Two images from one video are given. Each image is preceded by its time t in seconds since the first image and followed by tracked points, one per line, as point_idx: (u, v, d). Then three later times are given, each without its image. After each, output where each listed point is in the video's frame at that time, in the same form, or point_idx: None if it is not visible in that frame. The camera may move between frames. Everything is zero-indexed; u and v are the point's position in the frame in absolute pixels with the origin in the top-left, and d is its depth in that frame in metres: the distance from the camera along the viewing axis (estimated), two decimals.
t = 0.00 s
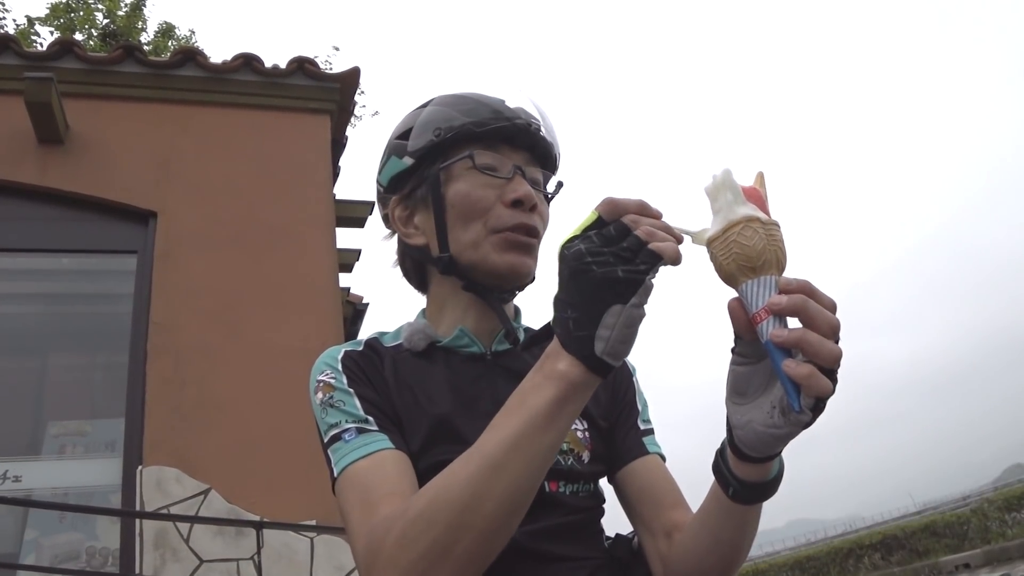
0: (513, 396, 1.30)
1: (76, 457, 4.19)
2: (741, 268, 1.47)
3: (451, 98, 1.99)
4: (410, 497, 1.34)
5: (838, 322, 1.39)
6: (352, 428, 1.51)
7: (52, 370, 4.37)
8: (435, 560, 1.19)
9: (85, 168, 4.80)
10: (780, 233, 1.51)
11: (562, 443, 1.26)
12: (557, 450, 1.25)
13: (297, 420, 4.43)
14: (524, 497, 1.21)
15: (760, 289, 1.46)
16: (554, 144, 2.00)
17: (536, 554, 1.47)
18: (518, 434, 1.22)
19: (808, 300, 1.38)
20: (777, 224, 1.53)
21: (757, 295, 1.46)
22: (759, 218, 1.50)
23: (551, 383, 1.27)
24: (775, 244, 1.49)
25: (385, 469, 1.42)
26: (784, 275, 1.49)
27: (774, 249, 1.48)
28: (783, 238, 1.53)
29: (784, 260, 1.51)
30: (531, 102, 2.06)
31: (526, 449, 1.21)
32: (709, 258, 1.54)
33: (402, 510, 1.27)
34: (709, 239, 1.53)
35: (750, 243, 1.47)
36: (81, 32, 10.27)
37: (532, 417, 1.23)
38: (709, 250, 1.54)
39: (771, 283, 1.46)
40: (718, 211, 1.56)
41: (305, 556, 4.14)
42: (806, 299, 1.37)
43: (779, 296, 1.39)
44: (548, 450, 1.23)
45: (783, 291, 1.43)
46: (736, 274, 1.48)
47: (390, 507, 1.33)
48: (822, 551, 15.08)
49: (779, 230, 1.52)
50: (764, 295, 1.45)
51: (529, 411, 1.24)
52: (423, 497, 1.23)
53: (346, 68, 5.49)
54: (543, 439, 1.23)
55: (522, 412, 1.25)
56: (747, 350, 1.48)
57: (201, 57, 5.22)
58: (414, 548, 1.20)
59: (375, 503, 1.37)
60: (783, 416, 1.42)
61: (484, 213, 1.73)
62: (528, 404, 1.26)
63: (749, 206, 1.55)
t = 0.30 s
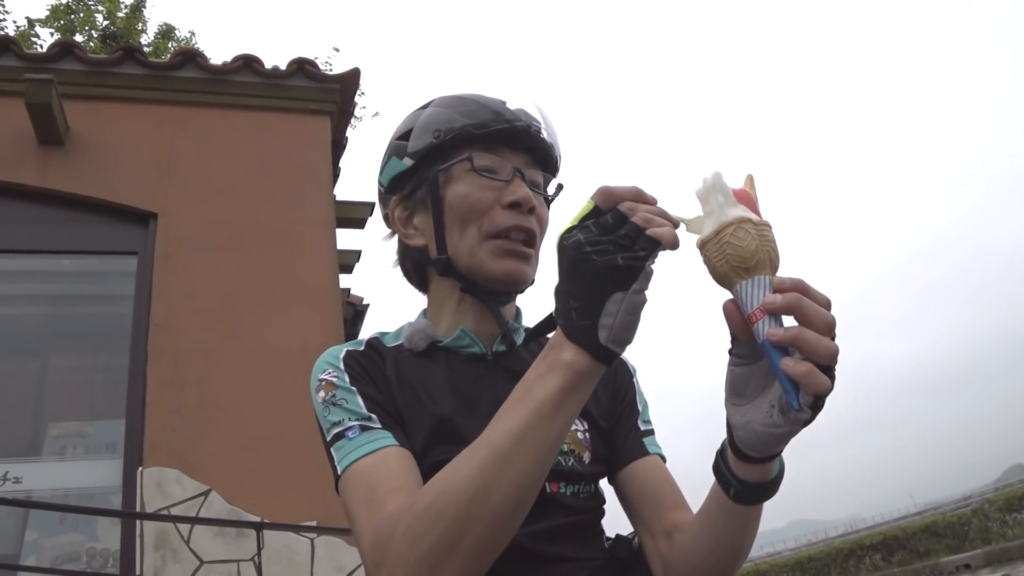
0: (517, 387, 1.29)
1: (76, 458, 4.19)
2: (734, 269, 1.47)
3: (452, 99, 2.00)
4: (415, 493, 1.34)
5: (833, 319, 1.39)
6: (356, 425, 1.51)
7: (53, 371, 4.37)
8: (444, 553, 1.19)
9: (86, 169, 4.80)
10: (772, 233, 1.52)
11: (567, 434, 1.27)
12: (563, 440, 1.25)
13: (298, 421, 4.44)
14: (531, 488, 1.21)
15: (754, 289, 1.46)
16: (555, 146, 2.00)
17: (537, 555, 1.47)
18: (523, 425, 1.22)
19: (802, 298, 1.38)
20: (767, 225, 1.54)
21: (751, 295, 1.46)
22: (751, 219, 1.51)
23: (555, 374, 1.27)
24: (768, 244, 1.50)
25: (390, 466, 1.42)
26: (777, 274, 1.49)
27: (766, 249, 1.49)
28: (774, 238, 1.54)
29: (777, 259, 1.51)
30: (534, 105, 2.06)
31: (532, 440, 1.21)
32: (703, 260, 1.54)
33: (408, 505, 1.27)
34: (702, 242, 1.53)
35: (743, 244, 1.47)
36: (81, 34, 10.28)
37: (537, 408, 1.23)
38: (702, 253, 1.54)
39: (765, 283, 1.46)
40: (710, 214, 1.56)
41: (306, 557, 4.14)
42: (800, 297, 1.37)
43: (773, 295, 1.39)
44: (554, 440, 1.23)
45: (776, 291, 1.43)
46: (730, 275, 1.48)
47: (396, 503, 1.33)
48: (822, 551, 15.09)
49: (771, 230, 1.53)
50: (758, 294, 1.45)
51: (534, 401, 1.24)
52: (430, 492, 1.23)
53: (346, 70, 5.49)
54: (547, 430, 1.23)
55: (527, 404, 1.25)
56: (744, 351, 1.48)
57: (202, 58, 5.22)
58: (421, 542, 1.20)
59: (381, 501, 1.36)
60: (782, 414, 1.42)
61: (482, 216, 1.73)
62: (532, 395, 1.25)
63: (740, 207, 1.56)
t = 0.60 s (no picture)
0: (517, 384, 1.29)
1: (76, 458, 4.19)
2: (727, 271, 1.47)
3: (456, 100, 1.99)
4: (416, 491, 1.33)
5: (827, 316, 1.39)
6: (357, 424, 1.51)
7: (53, 371, 4.37)
8: (446, 552, 1.19)
9: (86, 168, 4.80)
10: (762, 234, 1.52)
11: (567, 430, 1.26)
12: (563, 437, 1.25)
13: (298, 420, 4.44)
14: (532, 485, 1.21)
15: (747, 290, 1.46)
16: (559, 150, 1.99)
17: (537, 555, 1.46)
18: (523, 422, 1.21)
19: (796, 296, 1.38)
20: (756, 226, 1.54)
21: (745, 296, 1.46)
22: (740, 221, 1.51)
23: (556, 370, 1.26)
24: (758, 245, 1.50)
25: (391, 465, 1.42)
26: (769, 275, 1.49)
27: (757, 250, 1.49)
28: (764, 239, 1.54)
29: (769, 260, 1.51)
30: (540, 108, 2.06)
31: (533, 437, 1.21)
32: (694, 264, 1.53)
33: (410, 503, 1.27)
34: (693, 245, 1.52)
35: (734, 245, 1.47)
36: (82, 33, 10.28)
37: (536, 405, 1.23)
38: (693, 256, 1.54)
39: (758, 284, 1.46)
40: (699, 216, 1.56)
41: (305, 557, 4.14)
42: (794, 295, 1.37)
43: (767, 295, 1.39)
44: (554, 436, 1.23)
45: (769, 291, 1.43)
46: (722, 278, 1.48)
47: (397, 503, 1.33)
48: (822, 552, 15.09)
49: (761, 231, 1.53)
50: (751, 295, 1.45)
51: (534, 398, 1.24)
52: (430, 490, 1.22)
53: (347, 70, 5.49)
54: (548, 426, 1.22)
55: (527, 401, 1.24)
56: (741, 353, 1.48)
57: (202, 58, 5.22)
58: (423, 540, 1.20)
59: (382, 500, 1.36)
60: (781, 413, 1.42)
61: (483, 222, 1.73)
62: (532, 392, 1.25)
63: (729, 210, 1.56)
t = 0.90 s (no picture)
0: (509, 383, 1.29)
1: (75, 458, 4.19)
2: (725, 272, 1.47)
3: (452, 100, 1.99)
4: (414, 492, 1.34)
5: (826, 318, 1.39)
6: (356, 427, 1.51)
7: (52, 371, 4.37)
8: (445, 555, 1.19)
9: (85, 169, 4.80)
10: (762, 234, 1.51)
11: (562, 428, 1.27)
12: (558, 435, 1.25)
13: (297, 421, 4.44)
14: (529, 484, 1.22)
15: (746, 290, 1.46)
16: (555, 150, 2.00)
17: (537, 555, 1.47)
18: (518, 422, 1.22)
19: (795, 297, 1.38)
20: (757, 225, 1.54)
21: (744, 296, 1.46)
22: (739, 220, 1.51)
23: (549, 369, 1.27)
24: (758, 245, 1.49)
25: (390, 469, 1.41)
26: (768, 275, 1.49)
27: (756, 250, 1.48)
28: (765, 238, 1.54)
29: (769, 260, 1.51)
30: (537, 108, 2.06)
31: (528, 437, 1.21)
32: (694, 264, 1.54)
33: (407, 507, 1.27)
34: (692, 245, 1.53)
35: (732, 245, 1.47)
36: (81, 34, 10.28)
37: (531, 404, 1.23)
38: (693, 256, 1.54)
39: (757, 283, 1.46)
40: (699, 216, 1.56)
41: (305, 557, 4.15)
42: (793, 297, 1.37)
43: (766, 296, 1.38)
44: (550, 435, 1.24)
45: (768, 291, 1.42)
46: (720, 278, 1.48)
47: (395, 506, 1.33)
48: (822, 552, 15.08)
49: (761, 230, 1.52)
50: (751, 295, 1.45)
51: (528, 397, 1.24)
52: (429, 492, 1.22)
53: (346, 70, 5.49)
54: (543, 425, 1.23)
55: (521, 401, 1.25)
56: (740, 353, 1.48)
57: (202, 58, 5.22)
58: (422, 544, 1.20)
59: (380, 504, 1.36)
60: (779, 415, 1.42)
61: (481, 223, 1.73)
62: (525, 391, 1.25)
63: (730, 209, 1.55)
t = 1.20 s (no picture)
0: (463, 381, 1.31)
1: (76, 459, 4.19)
2: (742, 270, 1.48)
3: (450, 99, 1.99)
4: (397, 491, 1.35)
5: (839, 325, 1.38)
6: (352, 433, 1.51)
7: (52, 372, 4.37)
8: (431, 557, 1.23)
9: (85, 170, 4.80)
10: (787, 234, 1.49)
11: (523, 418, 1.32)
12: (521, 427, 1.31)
13: (298, 421, 4.44)
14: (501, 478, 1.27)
15: (763, 288, 1.46)
16: (554, 148, 2.00)
17: (537, 556, 1.47)
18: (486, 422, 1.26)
19: (808, 301, 1.38)
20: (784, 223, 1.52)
21: (760, 296, 1.46)
22: (761, 219, 1.50)
23: (509, 365, 1.30)
24: (780, 244, 1.48)
25: (385, 478, 1.41)
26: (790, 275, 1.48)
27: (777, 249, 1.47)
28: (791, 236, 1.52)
29: (793, 260, 1.49)
30: (535, 105, 2.06)
31: (497, 434, 1.26)
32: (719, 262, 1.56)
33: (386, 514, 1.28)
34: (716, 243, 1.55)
35: (752, 244, 1.47)
36: (81, 34, 10.28)
37: (497, 402, 1.27)
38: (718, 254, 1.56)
39: (774, 283, 1.46)
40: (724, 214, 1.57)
41: (305, 558, 4.15)
42: (807, 301, 1.37)
43: (779, 297, 1.39)
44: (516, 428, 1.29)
45: (785, 292, 1.41)
46: (740, 276, 1.49)
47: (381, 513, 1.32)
48: (823, 552, 15.07)
49: (786, 229, 1.50)
50: (767, 293, 1.45)
51: (494, 396, 1.28)
52: (405, 498, 1.25)
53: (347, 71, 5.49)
54: (510, 420, 1.28)
55: (484, 400, 1.28)
56: (756, 351, 1.48)
57: (202, 59, 5.22)
58: (408, 549, 1.23)
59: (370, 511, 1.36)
60: (784, 416, 1.42)
61: (481, 225, 1.72)
62: (490, 390, 1.28)
63: (757, 208, 1.54)
